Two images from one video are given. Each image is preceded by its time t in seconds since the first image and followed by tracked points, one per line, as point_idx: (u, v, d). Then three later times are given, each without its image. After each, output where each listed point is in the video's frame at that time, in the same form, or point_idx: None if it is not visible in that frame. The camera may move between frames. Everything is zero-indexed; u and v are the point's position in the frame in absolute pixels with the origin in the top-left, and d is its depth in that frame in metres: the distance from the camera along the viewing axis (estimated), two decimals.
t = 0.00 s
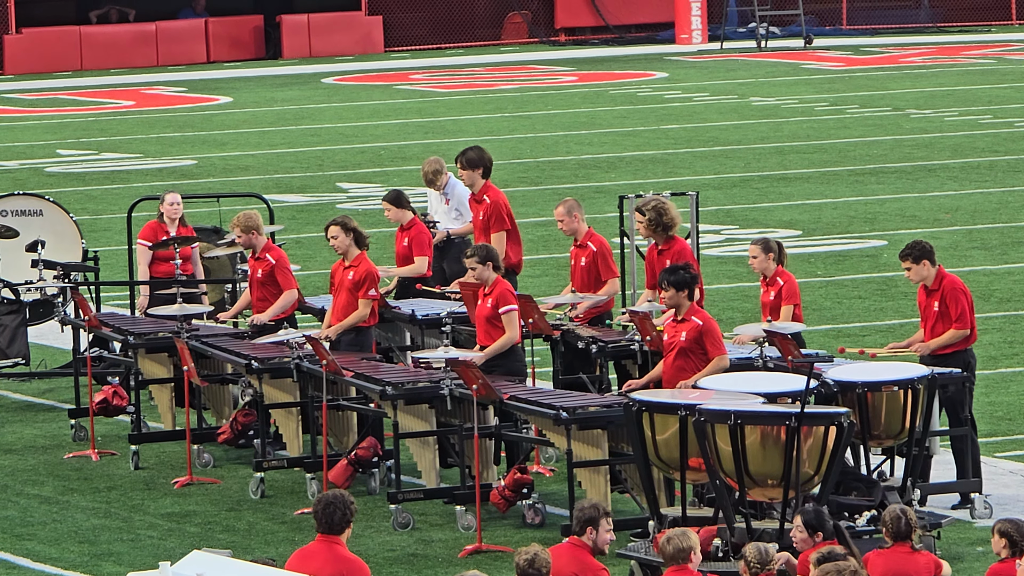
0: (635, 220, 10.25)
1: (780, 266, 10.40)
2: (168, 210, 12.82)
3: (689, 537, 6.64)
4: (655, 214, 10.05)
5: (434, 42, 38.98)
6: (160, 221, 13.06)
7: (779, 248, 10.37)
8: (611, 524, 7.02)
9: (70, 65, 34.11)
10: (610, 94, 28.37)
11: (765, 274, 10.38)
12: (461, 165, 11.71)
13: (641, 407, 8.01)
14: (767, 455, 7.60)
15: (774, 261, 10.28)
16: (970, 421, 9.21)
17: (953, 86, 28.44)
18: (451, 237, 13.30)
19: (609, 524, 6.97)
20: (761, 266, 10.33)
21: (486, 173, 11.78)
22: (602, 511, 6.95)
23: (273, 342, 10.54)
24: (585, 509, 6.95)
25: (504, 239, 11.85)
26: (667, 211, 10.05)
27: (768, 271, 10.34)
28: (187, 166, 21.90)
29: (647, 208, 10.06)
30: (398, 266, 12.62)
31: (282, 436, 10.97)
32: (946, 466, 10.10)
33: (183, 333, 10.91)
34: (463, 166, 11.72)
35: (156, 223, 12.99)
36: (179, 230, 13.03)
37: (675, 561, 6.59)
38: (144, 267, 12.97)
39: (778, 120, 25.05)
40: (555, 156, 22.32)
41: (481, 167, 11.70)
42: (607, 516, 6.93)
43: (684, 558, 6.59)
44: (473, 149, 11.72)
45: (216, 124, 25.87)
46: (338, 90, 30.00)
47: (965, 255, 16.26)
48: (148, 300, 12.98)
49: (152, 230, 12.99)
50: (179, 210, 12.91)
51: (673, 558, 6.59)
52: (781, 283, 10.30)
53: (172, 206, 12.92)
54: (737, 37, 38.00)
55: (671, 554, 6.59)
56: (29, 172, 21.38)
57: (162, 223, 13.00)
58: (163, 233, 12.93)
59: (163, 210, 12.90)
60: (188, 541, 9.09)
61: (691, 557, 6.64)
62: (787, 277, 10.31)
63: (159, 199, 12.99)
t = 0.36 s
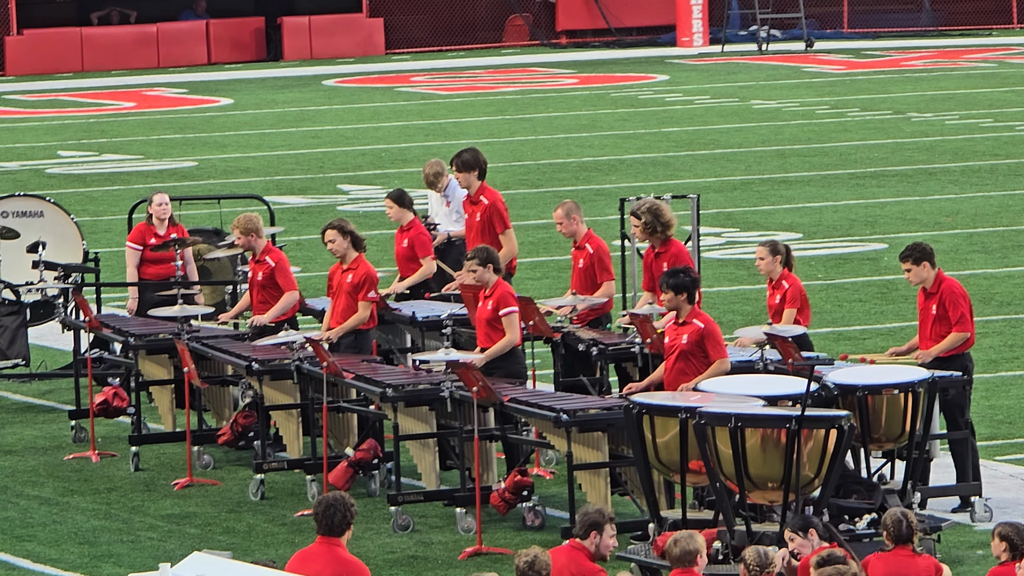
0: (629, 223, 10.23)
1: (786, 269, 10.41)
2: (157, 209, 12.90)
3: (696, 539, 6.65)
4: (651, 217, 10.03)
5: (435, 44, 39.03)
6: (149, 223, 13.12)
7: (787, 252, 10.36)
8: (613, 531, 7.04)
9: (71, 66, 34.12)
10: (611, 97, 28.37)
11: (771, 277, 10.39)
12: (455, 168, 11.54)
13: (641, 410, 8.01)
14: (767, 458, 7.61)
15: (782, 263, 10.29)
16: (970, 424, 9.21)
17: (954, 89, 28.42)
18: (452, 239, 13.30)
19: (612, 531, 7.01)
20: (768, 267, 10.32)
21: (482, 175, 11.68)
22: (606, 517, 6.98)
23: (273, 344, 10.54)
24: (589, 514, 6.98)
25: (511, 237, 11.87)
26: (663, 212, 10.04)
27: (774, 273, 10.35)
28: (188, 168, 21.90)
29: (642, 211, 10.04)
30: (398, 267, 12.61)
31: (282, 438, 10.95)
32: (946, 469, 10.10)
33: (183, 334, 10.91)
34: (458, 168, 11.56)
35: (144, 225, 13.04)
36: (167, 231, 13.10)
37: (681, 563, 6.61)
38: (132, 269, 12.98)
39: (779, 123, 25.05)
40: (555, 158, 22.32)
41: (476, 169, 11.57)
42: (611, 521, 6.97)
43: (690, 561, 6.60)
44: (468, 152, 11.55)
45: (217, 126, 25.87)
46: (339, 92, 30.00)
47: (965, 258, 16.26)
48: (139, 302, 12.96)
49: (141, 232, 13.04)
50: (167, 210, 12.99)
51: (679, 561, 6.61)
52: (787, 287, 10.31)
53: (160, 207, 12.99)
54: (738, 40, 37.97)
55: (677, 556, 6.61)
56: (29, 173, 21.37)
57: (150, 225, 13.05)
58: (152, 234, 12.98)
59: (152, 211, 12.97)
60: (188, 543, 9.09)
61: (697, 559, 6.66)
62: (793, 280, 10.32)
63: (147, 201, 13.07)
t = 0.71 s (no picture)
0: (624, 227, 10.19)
1: (790, 269, 10.41)
2: (141, 213, 12.93)
3: (701, 539, 6.66)
4: (644, 221, 10.00)
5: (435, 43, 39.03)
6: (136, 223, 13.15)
7: (791, 251, 10.36)
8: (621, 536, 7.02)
9: (72, 65, 34.12)
10: (611, 97, 28.36)
11: (775, 276, 10.39)
12: (463, 166, 11.66)
13: (642, 410, 8.01)
14: (767, 458, 7.61)
15: (786, 263, 10.29)
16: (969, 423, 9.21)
17: (954, 89, 28.40)
18: (452, 239, 13.31)
19: (619, 538, 6.97)
20: (773, 266, 10.32)
21: (489, 173, 11.75)
22: (613, 522, 6.95)
23: (273, 343, 10.54)
24: (598, 517, 6.96)
25: (515, 238, 11.83)
26: (657, 215, 10.02)
27: (778, 273, 10.35)
28: (189, 167, 21.90)
29: (634, 216, 10.01)
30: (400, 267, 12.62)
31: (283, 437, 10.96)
32: (946, 470, 10.10)
33: (184, 333, 10.91)
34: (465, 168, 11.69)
35: (131, 226, 13.08)
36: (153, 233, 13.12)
37: (685, 562, 6.62)
38: (122, 271, 13.04)
39: (780, 123, 25.04)
40: (556, 158, 22.32)
41: (483, 167, 11.68)
42: (619, 526, 6.94)
43: (694, 560, 6.61)
44: (474, 150, 11.69)
45: (218, 125, 25.86)
46: (339, 91, 29.99)
47: (966, 259, 16.26)
48: (132, 302, 13.01)
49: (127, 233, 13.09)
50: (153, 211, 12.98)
51: (683, 560, 6.62)
52: (790, 287, 10.31)
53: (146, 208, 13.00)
54: (739, 40, 37.95)
55: (682, 556, 6.62)
56: (30, 172, 21.37)
57: (137, 227, 13.08)
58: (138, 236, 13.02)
59: (138, 212, 12.99)
60: (189, 542, 9.08)
61: (700, 559, 6.67)
62: (797, 280, 10.32)
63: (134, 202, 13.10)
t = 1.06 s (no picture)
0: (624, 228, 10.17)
1: (791, 269, 10.42)
2: (135, 214, 13.05)
3: (700, 540, 6.66)
4: (644, 221, 9.99)
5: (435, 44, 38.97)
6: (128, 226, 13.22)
7: (793, 252, 10.40)
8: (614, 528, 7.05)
9: (72, 64, 34.13)
10: (611, 97, 28.36)
11: (776, 276, 10.40)
12: (465, 168, 11.72)
13: (641, 410, 8.01)
14: (767, 458, 7.61)
15: (787, 263, 10.31)
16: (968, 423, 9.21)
17: (954, 89, 28.40)
18: (454, 238, 13.32)
19: (612, 529, 7.00)
20: (773, 266, 10.35)
21: (492, 174, 11.76)
22: (606, 514, 6.98)
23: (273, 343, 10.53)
24: (589, 511, 6.98)
25: (515, 239, 11.85)
26: (655, 216, 10.02)
27: (779, 272, 10.36)
28: (188, 166, 21.90)
29: (633, 219, 9.99)
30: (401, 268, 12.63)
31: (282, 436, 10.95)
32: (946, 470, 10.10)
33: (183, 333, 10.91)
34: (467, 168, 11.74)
35: (125, 230, 13.14)
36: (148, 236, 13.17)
37: (685, 562, 6.61)
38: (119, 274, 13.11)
39: (780, 123, 25.04)
40: (555, 158, 22.32)
41: (486, 168, 11.70)
42: (612, 518, 6.97)
43: (694, 560, 6.61)
44: (476, 152, 11.73)
45: (218, 125, 25.86)
46: (339, 91, 29.99)
47: (965, 259, 16.26)
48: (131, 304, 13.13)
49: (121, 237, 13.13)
50: (145, 212, 13.10)
51: (684, 560, 6.61)
52: (791, 287, 10.31)
53: (138, 211, 13.11)
54: (739, 40, 37.95)
55: (682, 556, 6.61)
56: (30, 171, 21.37)
57: (130, 229, 13.15)
58: (133, 237, 13.10)
59: (130, 214, 13.09)
60: (188, 542, 9.08)
61: (699, 560, 6.67)
62: (797, 280, 10.32)
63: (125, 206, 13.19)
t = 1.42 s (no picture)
0: (625, 224, 10.20)
1: (789, 269, 10.42)
2: (137, 213, 13.03)
3: (697, 541, 6.66)
4: (646, 217, 10.01)
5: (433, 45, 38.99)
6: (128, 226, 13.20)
7: (790, 252, 10.36)
8: (601, 525, 7.04)
9: (69, 65, 34.12)
10: (609, 98, 28.36)
11: (773, 276, 10.40)
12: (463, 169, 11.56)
13: (639, 411, 8.01)
14: (765, 459, 7.61)
15: (785, 263, 10.29)
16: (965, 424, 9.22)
17: (952, 90, 28.42)
18: (456, 238, 13.36)
19: (599, 525, 6.98)
20: (772, 266, 10.32)
21: (488, 175, 11.67)
22: (592, 512, 6.96)
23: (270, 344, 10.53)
24: (575, 510, 6.97)
25: (510, 240, 11.88)
26: (659, 211, 10.03)
27: (777, 273, 10.36)
28: (186, 167, 21.90)
29: (636, 213, 10.02)
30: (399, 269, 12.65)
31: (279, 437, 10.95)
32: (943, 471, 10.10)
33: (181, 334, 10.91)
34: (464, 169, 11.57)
35: (125, 229, 13.12)
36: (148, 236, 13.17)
37: (682, 563, 6.62)
38: (117, 273, 13.08)
39: (777, 124, 25.04)
40: (553, 159, 22.31)
41: (482, 169, 11.57)
42: (598, 516, 6.95)
43: (692, 561, 6.61)
44: (473, 152, 11.56)
45: (215, 126, 25.86)
46: (337, 92, 29.99)
47: (962, 260, 16.26)
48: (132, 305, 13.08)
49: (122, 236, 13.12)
50: (146, 212, 13.09)
51: (681, 561, 6.62)
52: (789, 288, 10.33)
53: (139, 209, 13.09)
54: (736, 41, 37.95)
55: (679, 557, 6.61)
56: (27, 172, 21.37)
57: (130, 228, 13.14)
58: (134, 237, 13.09)
59: (131, 214, 13.08)
60: (185, 543, 9.07)
61: (698, 561, 6.66)
62: (795, 281, 10.34)
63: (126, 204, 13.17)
